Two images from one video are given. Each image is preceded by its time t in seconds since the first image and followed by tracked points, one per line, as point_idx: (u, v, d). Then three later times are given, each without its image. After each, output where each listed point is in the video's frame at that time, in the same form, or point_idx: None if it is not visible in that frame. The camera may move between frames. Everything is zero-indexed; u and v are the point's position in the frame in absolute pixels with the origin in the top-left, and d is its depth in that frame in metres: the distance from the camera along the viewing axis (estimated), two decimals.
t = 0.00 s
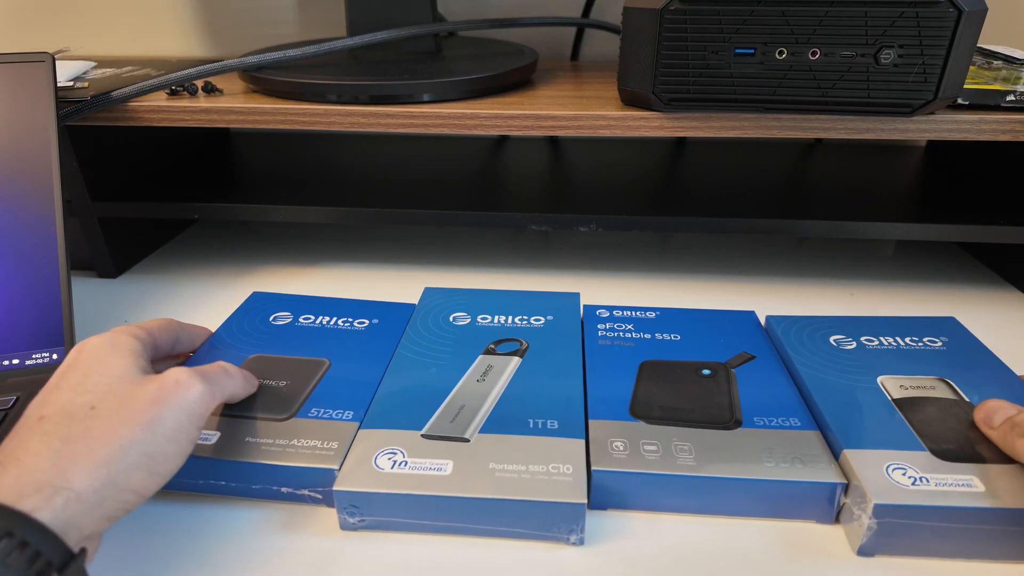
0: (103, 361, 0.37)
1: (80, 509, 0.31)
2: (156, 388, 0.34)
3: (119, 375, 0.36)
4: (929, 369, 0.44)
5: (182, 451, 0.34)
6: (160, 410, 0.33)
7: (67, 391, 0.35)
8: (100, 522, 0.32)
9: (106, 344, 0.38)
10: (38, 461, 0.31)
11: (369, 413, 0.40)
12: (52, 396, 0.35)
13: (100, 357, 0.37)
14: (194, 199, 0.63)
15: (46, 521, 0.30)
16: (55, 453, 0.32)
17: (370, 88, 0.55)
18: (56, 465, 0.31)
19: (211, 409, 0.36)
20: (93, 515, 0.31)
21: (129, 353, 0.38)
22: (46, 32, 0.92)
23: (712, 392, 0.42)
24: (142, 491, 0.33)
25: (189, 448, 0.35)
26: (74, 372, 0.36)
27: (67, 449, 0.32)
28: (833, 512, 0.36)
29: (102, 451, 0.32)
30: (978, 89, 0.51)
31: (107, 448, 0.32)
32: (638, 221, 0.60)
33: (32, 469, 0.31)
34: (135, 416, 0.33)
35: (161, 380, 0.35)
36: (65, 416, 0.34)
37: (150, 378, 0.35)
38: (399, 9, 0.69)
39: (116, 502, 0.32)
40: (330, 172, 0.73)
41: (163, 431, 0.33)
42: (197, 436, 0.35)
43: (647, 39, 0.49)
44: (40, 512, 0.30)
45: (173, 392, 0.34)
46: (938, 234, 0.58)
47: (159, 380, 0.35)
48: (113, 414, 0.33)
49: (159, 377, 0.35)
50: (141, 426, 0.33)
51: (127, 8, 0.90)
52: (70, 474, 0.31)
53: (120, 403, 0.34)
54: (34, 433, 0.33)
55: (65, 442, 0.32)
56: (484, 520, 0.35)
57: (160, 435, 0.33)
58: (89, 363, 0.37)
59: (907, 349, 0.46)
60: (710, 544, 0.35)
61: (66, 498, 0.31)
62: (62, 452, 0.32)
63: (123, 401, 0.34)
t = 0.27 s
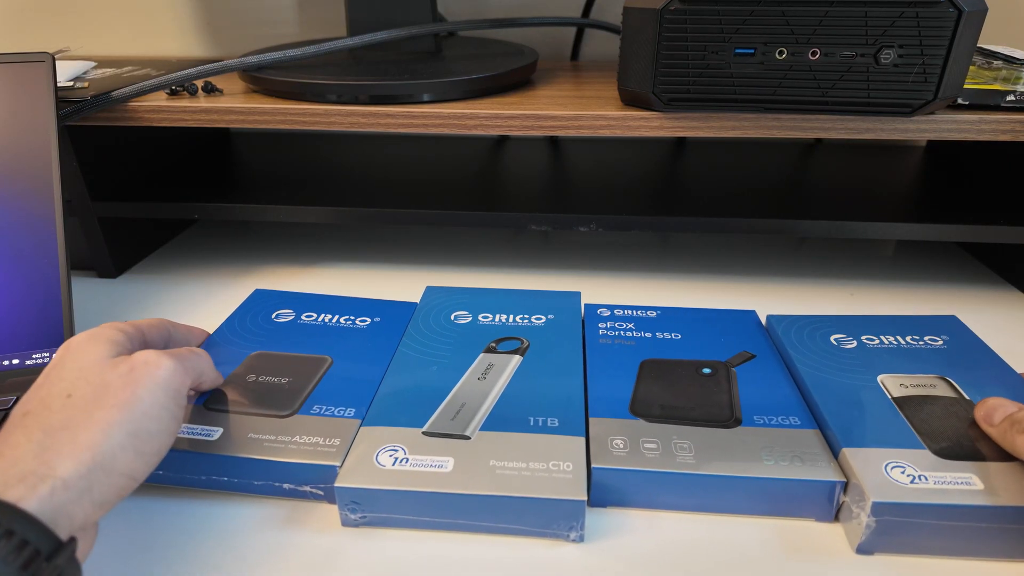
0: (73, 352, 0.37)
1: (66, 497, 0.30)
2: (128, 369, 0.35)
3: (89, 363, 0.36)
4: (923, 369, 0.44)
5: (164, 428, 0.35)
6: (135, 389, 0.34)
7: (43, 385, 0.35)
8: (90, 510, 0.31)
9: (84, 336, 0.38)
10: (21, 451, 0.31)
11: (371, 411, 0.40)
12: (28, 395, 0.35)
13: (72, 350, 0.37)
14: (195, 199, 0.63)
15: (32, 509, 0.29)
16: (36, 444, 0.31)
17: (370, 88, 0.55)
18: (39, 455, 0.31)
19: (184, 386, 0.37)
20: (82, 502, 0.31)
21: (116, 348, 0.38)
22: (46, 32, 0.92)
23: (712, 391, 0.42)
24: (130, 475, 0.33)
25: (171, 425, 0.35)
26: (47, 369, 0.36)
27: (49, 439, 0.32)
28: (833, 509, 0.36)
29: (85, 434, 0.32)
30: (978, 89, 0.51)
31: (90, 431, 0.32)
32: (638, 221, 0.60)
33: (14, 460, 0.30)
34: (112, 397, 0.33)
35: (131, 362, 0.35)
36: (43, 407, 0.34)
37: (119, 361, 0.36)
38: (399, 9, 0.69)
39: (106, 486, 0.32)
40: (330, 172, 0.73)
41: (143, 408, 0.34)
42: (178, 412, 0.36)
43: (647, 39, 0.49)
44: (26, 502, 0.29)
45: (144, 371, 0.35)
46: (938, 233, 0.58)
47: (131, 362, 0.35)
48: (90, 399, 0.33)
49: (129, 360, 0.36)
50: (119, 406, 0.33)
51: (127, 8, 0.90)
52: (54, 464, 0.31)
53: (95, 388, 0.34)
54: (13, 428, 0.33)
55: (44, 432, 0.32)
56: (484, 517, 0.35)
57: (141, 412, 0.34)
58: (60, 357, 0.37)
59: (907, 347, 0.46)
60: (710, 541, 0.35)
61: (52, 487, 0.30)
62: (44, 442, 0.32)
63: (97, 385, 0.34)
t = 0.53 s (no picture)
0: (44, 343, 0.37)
1: (48, 480, 0.31)
2: (96, 352, 0.36)
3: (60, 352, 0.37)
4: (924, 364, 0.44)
5: (142, 403, 0.35)
6: (105, 368, 0.35)
7: (20, 379, 0.36)
8: (74, 492, 0.32)
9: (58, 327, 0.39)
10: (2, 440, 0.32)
11: (374, 408, 0.40)
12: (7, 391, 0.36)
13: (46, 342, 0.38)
14: (195, 199, 0.63)
15: (14, 495, 0.29)
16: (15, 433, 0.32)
17: (370, 88, 0.55)
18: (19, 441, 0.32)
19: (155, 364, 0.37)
20: (66, 484, 0.32)
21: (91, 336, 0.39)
22: (46, 32, 0.92)
23: (715, 391, 0.42)
24: (112, 452, 0.34)
25: (149, 401, 0.36)
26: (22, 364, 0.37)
27: (28, 428, 0.32)
28: (835, 509, 0.36)
29: (62, 417, 0.33)
30: (978, 89, 0.51)
31: (66, 413, 0.33)
32: (638, 221, 0.60)
33: None
34: (83, 380, 0.34)
35: (98, 345, 0.36)
36: (20, 399, 0.34)
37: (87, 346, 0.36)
38: (399, 9, 0.69)
39: (90, 466, 0.33)
40: (330, 172, 0.73)
41: (116, 386, 0.34)
42: (154, 388, 0.36)
43: (647, 39, 0.49)
44: (9, 487, 0.29)
45: (112, 352, 0.36)
46: (938, 233, 0.58)
47: (98, 345, 0.36)
48: (63, 385, 0.34)
49: (95, 343, 0.36)
50: (90, 386, 0.34)
51: (127, 8, 0.90)
52: (33, 450, 0.31)
53: (66, 374, 0.35)
54: None
55: (22, 421, 0.33)
56: (486, 516, 0.35)
57: (114, 390, 0.34)
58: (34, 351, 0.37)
59: (911, 342, 0.46)
60: (714, 541, 0.35)
61: (33, 470, 0.31)
62: (24, 429, 0.32)
63: (69, 372, 0.35)
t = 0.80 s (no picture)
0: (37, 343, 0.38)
1: (39, 472, 0.31)
2: (84, 349, 0.36)
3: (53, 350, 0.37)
4: (926, 352, 0.44)
5: (132, 397, 0.36)
6: (92, 364, 0.35)
7: (13, 377, 0.36)
8: (66, 484, 0.32)
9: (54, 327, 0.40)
10: None
11: (377, 407, 0.40)
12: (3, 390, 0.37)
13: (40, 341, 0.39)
14: (195, 199, 0.63)
15: (6, 487, 0.30)
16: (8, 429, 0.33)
17: (370, 88, 0.55)
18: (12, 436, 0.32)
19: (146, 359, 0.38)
20: (58, 476, 0.32)
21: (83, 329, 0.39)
22: (45, 31, 0.91)
23: (717, 390, 0.42)
24: (106, 444, 0.34)
25: (140, 395, 0.36)
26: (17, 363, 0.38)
27: (20, 424, 0.33)
28: (838, 508, 0.36)
29: (51, 412, 0.33)
30: (978, 89, 0.51)
31: (55, 407, 0.33)
32: (638, 221, 0.60)
33: None
34: (70, 376, 0.35)
35: (86, 342, 0.36)
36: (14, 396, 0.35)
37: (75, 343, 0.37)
38: (399, 8, 0.69)
39: (80, 457, 0.33)
40: (330, 172, 0.73)
41: (103, 380, 0.35)
42: (145, 381, 0.37)
43: (647, 39, 0.49)
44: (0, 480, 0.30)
45: (99, 348, 0.36)
46: (937, 233, 0.58)
47: (86, 341, 0.37)
48: (53, 380, 0.35)
49: (83, 339, 0.37)
50: (77, 381, 0.34)
51: (127, 8, 0.90)
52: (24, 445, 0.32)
53: (55, 371, 0.35)
54: None
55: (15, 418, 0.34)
56: (489, 515, 0.35)
57: (102, 385, 0.35)
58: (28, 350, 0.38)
59: (913, 334, 0.46)
60: (717, 540, 0.35)
61: (24, 463, 0.31)
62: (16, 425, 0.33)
63: (57, 368, 0.35)
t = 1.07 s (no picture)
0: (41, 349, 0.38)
1: (38, 472, 0.31)
2: (87, 350, 0.36)
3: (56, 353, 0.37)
4: (925, 354, 0.44)
5: (132, 400, 0.36)
6: (95, 365, 0.35)
7: (12, 379, 0.36)
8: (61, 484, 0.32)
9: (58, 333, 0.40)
10: None
11: (377, 407, 0.40)
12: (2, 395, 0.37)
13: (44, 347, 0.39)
14: (195, 199, 0.63)
15: (5, 486, 0.30)
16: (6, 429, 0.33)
17: (370, 88, 0.55)
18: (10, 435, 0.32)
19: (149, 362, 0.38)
20: (55, 474, 0.32)
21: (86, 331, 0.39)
22: (45, 32, 0.91)
23: (717, 389, 0.42)
24: (104, 446, 0.34)
25: (140, 398, 0.36)
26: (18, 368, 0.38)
27: (17, 424, 0.33)
28: (838, 507, 0.36)
29: (51, 410, 0.33)
30: (978, 89, 0.51)
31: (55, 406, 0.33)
32: (638, 221, 0.60)
33: None
34: (72, 376, 0.35)
35: (89, 344, 0.37)
36: (14, 397, 0.35)
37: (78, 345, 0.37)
38: (399, 8, 0.68)
39: (78, 457, 0.33)
40: (330, 172, 0.73)
41: (106, 380, 0.35)
42: (146, 385, 0.37)
43: (647, 39, 0.49)
44: None
45: (103, 349, 0.36)
46: (938, 233, 0.58)
47: (89, 343, 0.37)
48: (54, 381, 0.35)
49: (85, 342, 0.37)
50: (78, 382, 0.34)
51: (127, 7, 0.89)
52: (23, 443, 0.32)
53: (56, 371, 0.35)
54: None
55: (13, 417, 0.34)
56: (489, 514, 0.35)
57: (103, 386, 0.35)
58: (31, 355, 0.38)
59: (912, 336, 0.46)
60: (718, 539, 0.35)
61: (23, 461, 0.31)
62: (14, 425, 0.33)
63: (60, 368, 0.35)
